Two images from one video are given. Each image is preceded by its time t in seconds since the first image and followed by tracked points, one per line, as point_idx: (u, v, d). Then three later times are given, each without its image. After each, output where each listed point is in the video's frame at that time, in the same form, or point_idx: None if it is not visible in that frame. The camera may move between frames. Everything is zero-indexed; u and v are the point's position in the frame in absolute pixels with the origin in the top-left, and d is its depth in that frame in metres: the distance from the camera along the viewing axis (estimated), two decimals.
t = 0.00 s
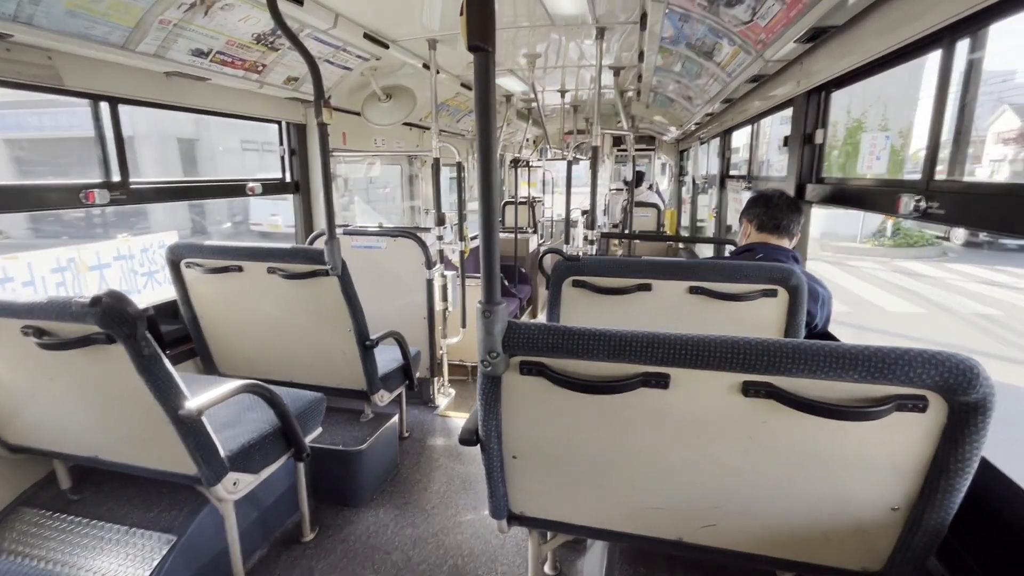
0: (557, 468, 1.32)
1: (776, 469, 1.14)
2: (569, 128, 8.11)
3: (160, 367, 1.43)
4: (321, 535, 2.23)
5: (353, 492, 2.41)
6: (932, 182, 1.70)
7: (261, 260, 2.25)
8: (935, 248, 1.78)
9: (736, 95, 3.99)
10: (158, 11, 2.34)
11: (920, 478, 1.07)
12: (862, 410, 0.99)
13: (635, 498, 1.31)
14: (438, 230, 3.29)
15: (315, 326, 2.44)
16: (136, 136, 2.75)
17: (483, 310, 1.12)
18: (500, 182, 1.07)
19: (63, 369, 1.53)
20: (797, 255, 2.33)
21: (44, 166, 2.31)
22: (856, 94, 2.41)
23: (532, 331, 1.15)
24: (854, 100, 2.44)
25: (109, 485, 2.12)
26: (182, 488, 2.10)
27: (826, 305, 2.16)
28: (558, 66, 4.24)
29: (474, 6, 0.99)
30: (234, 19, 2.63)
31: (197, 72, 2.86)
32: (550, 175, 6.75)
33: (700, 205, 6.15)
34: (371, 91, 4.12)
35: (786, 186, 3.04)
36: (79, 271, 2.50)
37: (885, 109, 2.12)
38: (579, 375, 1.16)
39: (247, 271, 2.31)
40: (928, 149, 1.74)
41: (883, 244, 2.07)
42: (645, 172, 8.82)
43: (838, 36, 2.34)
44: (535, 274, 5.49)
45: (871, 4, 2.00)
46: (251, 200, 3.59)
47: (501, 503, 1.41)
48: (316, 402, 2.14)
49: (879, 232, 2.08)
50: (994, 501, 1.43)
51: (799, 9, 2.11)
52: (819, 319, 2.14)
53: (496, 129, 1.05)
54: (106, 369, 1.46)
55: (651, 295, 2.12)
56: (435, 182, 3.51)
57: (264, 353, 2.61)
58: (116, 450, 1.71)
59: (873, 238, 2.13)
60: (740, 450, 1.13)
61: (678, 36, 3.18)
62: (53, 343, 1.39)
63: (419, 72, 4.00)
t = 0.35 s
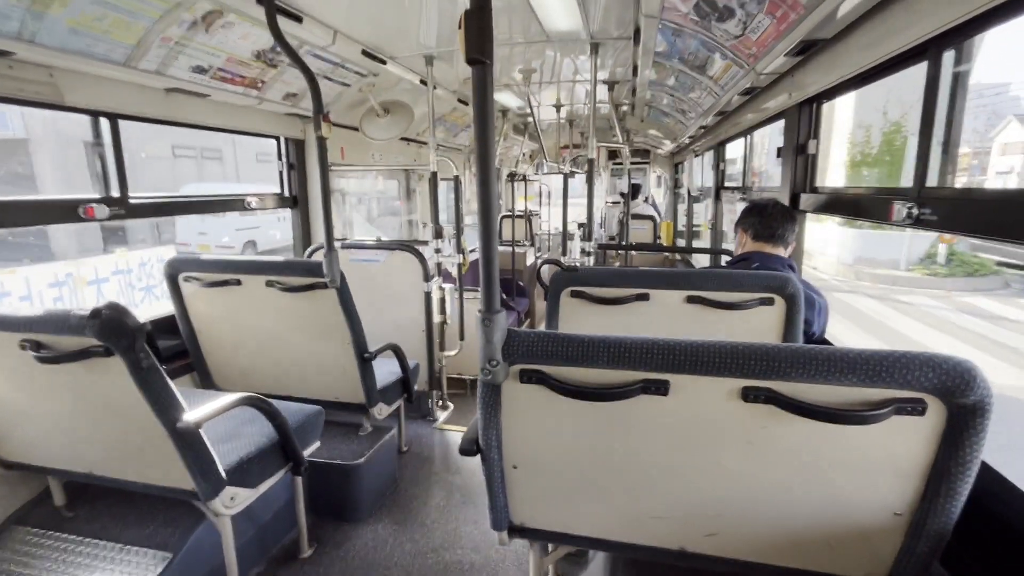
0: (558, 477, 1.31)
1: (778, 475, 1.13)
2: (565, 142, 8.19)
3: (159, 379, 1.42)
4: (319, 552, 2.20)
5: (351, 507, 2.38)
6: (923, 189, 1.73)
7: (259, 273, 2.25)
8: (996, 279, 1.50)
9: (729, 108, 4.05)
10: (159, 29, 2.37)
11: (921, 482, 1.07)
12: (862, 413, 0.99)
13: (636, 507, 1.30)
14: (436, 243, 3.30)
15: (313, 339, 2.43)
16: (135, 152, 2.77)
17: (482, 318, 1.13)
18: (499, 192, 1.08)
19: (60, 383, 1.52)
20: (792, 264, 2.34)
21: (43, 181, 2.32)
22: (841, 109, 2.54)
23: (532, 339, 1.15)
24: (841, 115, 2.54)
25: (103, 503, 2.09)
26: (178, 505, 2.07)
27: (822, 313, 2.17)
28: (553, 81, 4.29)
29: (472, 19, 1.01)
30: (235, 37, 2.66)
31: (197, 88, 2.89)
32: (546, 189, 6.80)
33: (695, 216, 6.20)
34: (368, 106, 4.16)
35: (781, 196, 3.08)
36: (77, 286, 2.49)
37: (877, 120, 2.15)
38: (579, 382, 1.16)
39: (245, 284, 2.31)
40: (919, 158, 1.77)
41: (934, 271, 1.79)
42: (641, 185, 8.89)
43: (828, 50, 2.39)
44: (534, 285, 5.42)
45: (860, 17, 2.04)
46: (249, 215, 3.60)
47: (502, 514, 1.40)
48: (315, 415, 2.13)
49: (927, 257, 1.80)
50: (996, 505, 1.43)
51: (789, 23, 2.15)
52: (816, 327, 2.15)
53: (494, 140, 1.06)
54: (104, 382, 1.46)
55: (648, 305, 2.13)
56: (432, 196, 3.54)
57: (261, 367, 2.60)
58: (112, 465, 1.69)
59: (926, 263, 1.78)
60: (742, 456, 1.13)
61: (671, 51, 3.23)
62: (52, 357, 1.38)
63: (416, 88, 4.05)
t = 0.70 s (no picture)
0: (552, 474, 1.32)
1: (768, 469, 1.15)
2: (560, 144, 8.22)
3: (155, 381, 1.43)
4: (317, 553, 2.21)
5: (349, 508, 2.39)
6: (911, 184, 1.75)
7: (255, 276, 2.26)
8: None
9: (723, 109, 4.08)
10: (155, 34, 2.38)
11: (910, 474, 1.08)
12: (850, 406, 1.00)
13: (629, 503, 1.31)
14: (432, 244, 3.32)
15: (309, 341, 2.44)
16: (130, 157, 2.77)
17: (475, 316, 1.14)
18: (490, 191, 1.09)
19: (56, 386, 1.53)
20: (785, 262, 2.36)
21: (38, 186, 2.33)
22: (829, 109, 2.59)
23: (524, 337, 1.16)
24: (829, 115, 2.59)
25: (101, 506, 2.09)
26: (176, 507, 2.08)
27: (815, 310, 2.19)
28: (548, 83, 4.31)
29: (461, 21, 1.03)
30: (230, 41, 2.68)
31: (193, 92, 2.91)
32: (542, 191, 6.82)
33: (691, 216, 6.22)
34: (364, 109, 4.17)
35: (774, 195, 3.10)
36: (73, 290, 2.49)
37: (866, 119, 2.17)
38: (571, 379, 1.17)
39: (241, 287, 2.32)
40: (906, 155, 1.79)
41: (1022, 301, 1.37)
42: (637, 186, 8.93)
43: (817, 50, 2.41)
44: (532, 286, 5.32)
45: (848, 17, 2.06)
46: (246, 218, 3.61)
47: (497, 512, 1.41)
48: (311, 417, 2.14)
49: (1013, 281, 1.39)
50: (987, 498, 1.44)
51: (778, 23, 2.17)
52: (809, 324, 2.17)
53: (484, 140, 1.07)
54: (100, 384, 1.47)
55: (642, 304, 2.15)
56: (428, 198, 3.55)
57: (258, 370, 2.61)
58: (109, 468, 1.69)
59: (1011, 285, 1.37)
60: (732, 451, 1.15)
61: (664, 52, 3.25)
62: (48, 360, 1.39)
63: (411, 91, 4.07)
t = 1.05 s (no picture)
0: (551, 468, 1.33)
1: (766, 463, 1.16)
2: (560, 146, 8.26)
3: (157, 377, 1.44)
4: (317, 551, 2.22)
5: (349, 506, 2.40)
6: (906, 183, 1.77)
7: (256, 276, 2.28)
8: None
9: (721, 110, 4.10)
10: (157, 35, 2.41)
11: (904, 467, 1.09)
12: (846, 398, 1.01)
13: (628, 497, 1.32)
14: (432, 245, 3.33)
15: (309, 340, 2.45)
16: (132, 158, 2.79)
17: (475, 311, 1.16)
18: (490, 186, 1.11)
19: (59, 383, 1.54)
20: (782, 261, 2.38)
21: (41, 186, 2.35)
22: (830, 113, 2.54)
23: (524, 331, 1.18)
24: (831, 118, 2.53)
25: (102, 504, 2.10)
26: (177, 505, 2.08)
27: (813, 309, 2.21)
28: (546, 85, 4.34)
29: (461, 20, 1.05)
30: (231, 43, 2.70)
31: (195, 93, 2.93)
32: (541, 193, 6.85)
33: (690, 217, 6.25)
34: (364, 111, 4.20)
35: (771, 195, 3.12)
36: (75, 289, 2.51)
37: (863, 119, 2.19)
38: (570, 373, 1.18)
39: (242, 287, 2.33)
40: (902, 154, 1.80)
41: None
42: (636, 188, 8.95)
43: (814, 51, 2.43)
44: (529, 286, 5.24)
45: (843, 18, 2.09)
46: (247, 219, 3.63)
47: (497, 507, 1.42)
48: (312, 415, 2.15)
49: None
50: (982, 492, 1.46)
51: (774, 23, 2.20)
52: (806, 322, 2.18)
53: (484, 136, 1.09)
54: (103, 380, 1.48)
55: (640, 302, 2.17)
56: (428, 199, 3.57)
57: (259, 369, 2.62)
58: (112, 464, 1.70)
59: None
60: (730, 444, 1.16)
61: (661, 54, 3.27)
62: (52, 356, 1.40)
63: (411, 93, 4.09)
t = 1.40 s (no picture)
0: (559, 464, 1.33)
1: (775, 456, 1.15)
2: (562, 146, 8.26)
3: (164, 374, 1.44)
4: (323, 550, 2.22)
5: (355, 505, 2.40)
6: (913, 177, 1.77)
7: (262, 275, 2.28)
8: None
9: (723, 107, 4.10)
10: (162, 35, 2.42)
11: (915, 460, 1.09)
12: (855, 390, 1.01)
13: (636, 493, 1.32)
14: (435, 244, 3.33)
15: (314, 339, 2.46)
16: (137, 159, 2.80)
17: (482, 305, 1.15)
18: (497, 180, 1.11)
19: (67, 382, 1.54)
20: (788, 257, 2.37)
21: (48, 187, 2.36)
22: (839, 110, 2.46)
23: (531, 325, 1.17)
24: (841, 116, 2.45)
25: (109, 503, 2.10)
26: (184, 504, 2.09)
27: (818, 305, 2.20)
28: (549, 84, 4.34)
29: (467, 14, 1.05)
30: (235, 43, 2.71)
31: (199, 94, 2.94)
32: (544, 193, 6.86)
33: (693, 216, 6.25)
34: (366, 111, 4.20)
35: (776, 192, 3.12)
36: (81, 290, 2.53)
37: (867, 113, 2.19)
38: (578, 367, 1.18)
39: (247, 286, 2.33)
40: (908, 148, 1.80)
41: None
42: (638, 186, 8.95)
43: (818, 46, 2.43)
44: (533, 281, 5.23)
45: (848, 12, 2.08)
46: (251, 219, 3.64)
47: (505, 504, 1.41)
48: (318, 414, 2.15)
49: None
50: (992, 486, 1.45)
51: (778, 18, 2.19)
52: (813, 318, 2.17)
53: (491, 130, 1.09)
54: (111, 378, 1.48)
55: (646, 299, 2.17)
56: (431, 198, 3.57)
57: (265, 369, 2.62)
58: (118, 463, 1.70)
59: None
60: (739, 438, 1.15)
61: (664, 51, 3.27)
62: (60, 353, 1.40)
63: (413, 93, 4.09)
